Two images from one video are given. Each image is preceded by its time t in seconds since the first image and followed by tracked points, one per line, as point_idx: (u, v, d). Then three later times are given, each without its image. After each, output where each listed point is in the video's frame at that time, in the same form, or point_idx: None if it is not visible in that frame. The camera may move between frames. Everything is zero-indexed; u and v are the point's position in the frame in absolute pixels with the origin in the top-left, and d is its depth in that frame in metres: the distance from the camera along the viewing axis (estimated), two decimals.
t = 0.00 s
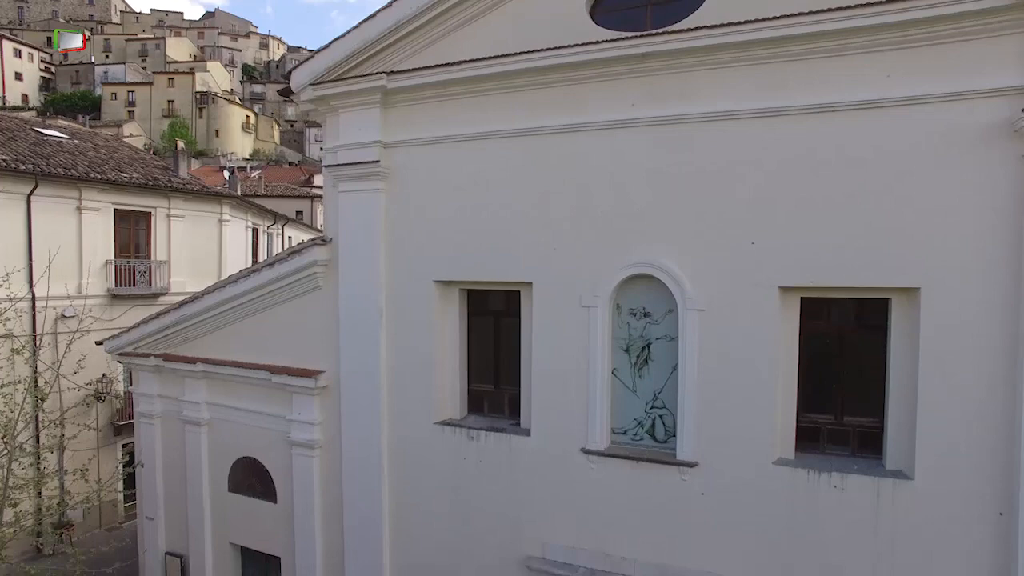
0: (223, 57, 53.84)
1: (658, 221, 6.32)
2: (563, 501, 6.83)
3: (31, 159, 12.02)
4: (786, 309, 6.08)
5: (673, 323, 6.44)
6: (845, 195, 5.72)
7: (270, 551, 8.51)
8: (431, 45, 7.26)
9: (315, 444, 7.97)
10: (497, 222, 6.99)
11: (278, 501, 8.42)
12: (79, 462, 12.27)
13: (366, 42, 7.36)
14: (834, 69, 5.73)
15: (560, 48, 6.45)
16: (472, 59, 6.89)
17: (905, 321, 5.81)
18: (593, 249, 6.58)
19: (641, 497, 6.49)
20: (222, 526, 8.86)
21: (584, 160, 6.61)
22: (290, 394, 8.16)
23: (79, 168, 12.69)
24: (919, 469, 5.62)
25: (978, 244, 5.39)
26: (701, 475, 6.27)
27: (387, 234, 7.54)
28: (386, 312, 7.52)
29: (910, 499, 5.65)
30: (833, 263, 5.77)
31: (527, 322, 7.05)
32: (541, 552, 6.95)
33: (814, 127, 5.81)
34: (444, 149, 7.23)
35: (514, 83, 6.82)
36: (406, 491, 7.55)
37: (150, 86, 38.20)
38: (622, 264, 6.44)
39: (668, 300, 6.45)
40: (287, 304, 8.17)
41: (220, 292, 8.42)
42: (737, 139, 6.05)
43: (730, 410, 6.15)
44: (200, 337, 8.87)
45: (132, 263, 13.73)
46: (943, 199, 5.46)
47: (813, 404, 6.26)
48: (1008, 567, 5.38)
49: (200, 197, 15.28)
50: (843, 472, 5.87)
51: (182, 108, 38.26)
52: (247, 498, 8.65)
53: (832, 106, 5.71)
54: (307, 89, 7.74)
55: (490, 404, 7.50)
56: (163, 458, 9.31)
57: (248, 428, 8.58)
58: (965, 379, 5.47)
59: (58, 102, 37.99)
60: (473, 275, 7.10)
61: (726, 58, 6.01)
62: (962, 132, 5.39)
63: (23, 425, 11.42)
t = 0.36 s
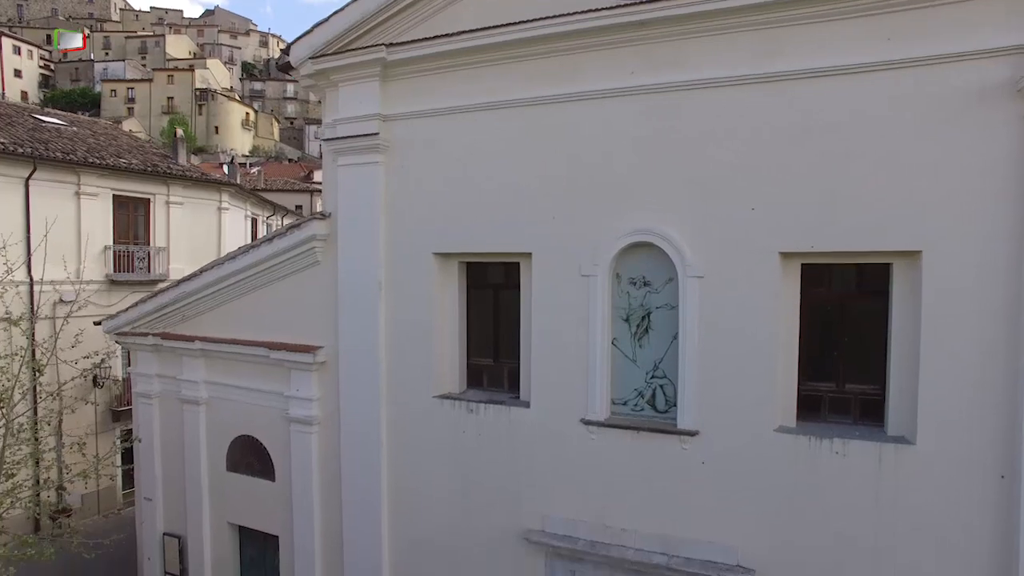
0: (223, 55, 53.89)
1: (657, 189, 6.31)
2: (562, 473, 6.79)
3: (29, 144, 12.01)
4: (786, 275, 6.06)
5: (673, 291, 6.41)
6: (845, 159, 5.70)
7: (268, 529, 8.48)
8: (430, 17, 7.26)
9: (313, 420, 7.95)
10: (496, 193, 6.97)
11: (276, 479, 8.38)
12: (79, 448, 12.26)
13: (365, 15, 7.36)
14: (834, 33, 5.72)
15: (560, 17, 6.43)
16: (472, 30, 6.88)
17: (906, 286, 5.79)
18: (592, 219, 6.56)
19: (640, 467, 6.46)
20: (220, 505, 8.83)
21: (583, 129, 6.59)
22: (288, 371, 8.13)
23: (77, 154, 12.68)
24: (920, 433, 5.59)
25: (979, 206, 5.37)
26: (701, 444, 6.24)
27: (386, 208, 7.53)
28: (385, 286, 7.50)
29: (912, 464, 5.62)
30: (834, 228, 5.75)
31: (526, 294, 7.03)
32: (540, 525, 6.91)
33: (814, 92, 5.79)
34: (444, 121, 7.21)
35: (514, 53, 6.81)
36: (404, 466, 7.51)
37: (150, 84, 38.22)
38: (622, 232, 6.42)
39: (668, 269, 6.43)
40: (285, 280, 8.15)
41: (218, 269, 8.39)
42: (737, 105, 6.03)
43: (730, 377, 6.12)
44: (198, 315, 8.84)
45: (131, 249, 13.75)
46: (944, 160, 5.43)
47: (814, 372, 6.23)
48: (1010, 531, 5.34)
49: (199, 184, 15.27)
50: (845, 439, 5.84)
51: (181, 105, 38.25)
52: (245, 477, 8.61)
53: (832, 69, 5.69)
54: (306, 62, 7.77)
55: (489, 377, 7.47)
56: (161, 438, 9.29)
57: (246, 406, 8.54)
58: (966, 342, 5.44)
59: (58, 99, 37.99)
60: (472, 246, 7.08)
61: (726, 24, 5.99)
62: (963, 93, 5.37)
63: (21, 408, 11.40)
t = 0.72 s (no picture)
0: (223, 53, 53.92)
1: (657, 160, 6.29)
2: (563, 447, 6.76)
3: (28, 129, 11.99)
4: (787, 245, 6.04)
5: (674, 263, 6.40)
6: (846, 127, 5.68)
7: (267, 510, 8.45)
8: None
9: (312, 399, 7.92)
10: (496, 167, 6.95)
11: (274, 458, 8.35)
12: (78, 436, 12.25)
13: None
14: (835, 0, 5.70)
15: None
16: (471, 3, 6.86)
17: (907, 254, 5.77)
18: (592, 191, 6.54)
19: (640, 440, 6.43)
20: (219, 487, 8.80)
21: (583, 102, 6.58)
22: (287, 349, 8.10)
23: (77, 140, 12.67)
24: (924, 401, 5.56)
25: (980, 172, 5.34)
26: (702, 415, 6.21)
27: (386, 184, 7.51)
28: (385, 262, 7.48)
29: (915, 432, 5.58)
30: (835, 196, 5.73)
31: (526, 268, 7.00)
32: (540, 501, 6.87)
33: (814, 60, 5.78)
34: (444, 96, 7.19)
35: (514, 27, 6.80)
36: (402, 443, 7.47)
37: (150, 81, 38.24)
38: (622, 204, 6.40)
39: (669, 241, 6.41)
40: (284, 258, 8.13)
41: (217, 248, 8.37)
42: (737, 74, 6.02)
43: (731, 348, 6.10)
44: (197, 296, 8.82)
45: (130, 237, 13.74)
46: (946, 126, 5.41)
47: (816, 343, 6.20)
48: (1013, 498, 5.32)
49: (198, 173, 15.26)
50: (847, 408, 5.80)
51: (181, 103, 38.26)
52: (244, 457, 8.58)
53: (833, 37, 5.68)
54: (306, 39, 7.78)
55: (489, 353, 7.44)
56: (160, 420, 9.27)
57: (244, 386, 8.50)
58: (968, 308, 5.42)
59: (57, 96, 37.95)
60: (472, 221, 7.06)
61: None
62: (964, 59, 5.35)
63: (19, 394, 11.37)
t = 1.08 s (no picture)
0: (223, 50, 53.96)
1: (657, 132, 6.29)
2: (563, 422, 6.73)
3: (26, 115, 11.97)
4: (787, 215, 6.03)
5: (674, 235, 6.39)
6: (846, 95, 5.68)
7: (266, 490, 8.43)
8: None
9: (312, 376, 7.91)
10: (496, 141, 6.94)
11: (274, 438, 8.33)
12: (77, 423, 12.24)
13: None
14: None
15: None
16: None
17: (909, 223, 5.75)
18: (592, 163, 6.53)
19: (641, 413, 6.41)
20: (218, 468, 8.79)
21: (583, 75, 6.57)
22: (287, 328, 8.08)
23: (76, 127, 12.65)
24: (926, 369, 5.54)
25: (981, 139, 5.33)
26: (702, 387, 6.19)
27: (386, 160, 7.49)
28: (385, 238, 7.47)
29: (917, 400, 5.56)
30: (835, 165, 5.72)
31: (527, 243, 6.99)
32: (540, 476, 6.85)
33: (815, 28, 5.77)
34: (444, 71, 7.19)
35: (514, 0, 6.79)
36: (402, 419, 7.45)
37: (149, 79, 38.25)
38: (622, 176, 6.40)
39: (669, 212, 6.41)
40: (284, 236, 8.12)
41: (217, 227, 8.36)
42: (737, 44, 6.01)
43: (731, 318, 6.09)
44: (196, 277, 8.80)
45: (130, 224, 13.72)
46: (946, 93, 5.41)
47: (818, 314, 6.18)
48: (1015, 464, 5.31)
49: (198, 161, 15.25)
50: (849, 377, 5.78)
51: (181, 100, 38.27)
52: (243, 437, 8.56)
53: (833, 5, 5.67)
54: (306, 16, 7.85)
55: (489, 330, 7.42)
56: (159, 403, 9.24)
57: (244, 366, 8.48)
58: (970, 275, 5.40)
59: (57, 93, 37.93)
60: (472, 195, 7.05)
61: None
62: (965, 25, 5.35)
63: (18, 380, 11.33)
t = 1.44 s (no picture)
0: (223, 47, 53.96)
1: (658, 102, 6.28)
2: (563, 395, 6.70)
3: (26, 100, 11.96)
4: (788, 184, 6.02)
5: (674, 205, 6.38)
6: (846, 62, 5.66)
7: (266, 469, 8.41)
8: None
9: (311, 354, 7.89)
10: (495, 114, 6.92)
11: (274, 416, 8.30)
12: (76, 410, 12.23)
13: None
14: None
15: None
16: None
17: (911, 189, 5.73)
18: (592, 135, 6.52)
19: (641, 385, 6.38)
20: (218, 448, 8.77)
21: (583, 46, 6.55)
22: (286, 305, 8.06)
23: (76, 113, 12.64)
24: (929, 335, 5.52)
25: (982, 104, 5.31)
26: (703, 357, 6.17)
27: (386, 135, 7.47)
28: (384, 213, 7.45)
29: (921, 367, 5.54)
30: (836, 132, 5.70)
31: (528, 217, 6.99)
32: (541, 451, 6.83)
33: None
34: (443, 46, 7.18)
35: None
36: (402, 395, 7.42)
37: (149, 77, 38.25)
38: (623, 147, 6.39)
39: (670, 183, 6.40)
40: (284, 214, 8.11)
41: (217, 205, 8.35)
42: (737, 13, 5.99)
43: (732, 287, 6.07)
44: (196, 256, 8.78)
45: (129, 211, 13.71)
46: (947, 58, 5.39)
47: (819, 284, 6.14)
48: (1016, 430, 5.29)
49: (198, 149, 15.24)
50: (851, 345, 5.75)
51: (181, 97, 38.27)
52: (243, 417, 8.55)
53: None
54: None
55: (489, 305, 7.40)
56: (158, 384, 9.22)
57: (243, 344, 8.46)
58: (972, 240, 5.38)
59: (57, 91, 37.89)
60: (472, 169, 7.03)
61: None
62: None
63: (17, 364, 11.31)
